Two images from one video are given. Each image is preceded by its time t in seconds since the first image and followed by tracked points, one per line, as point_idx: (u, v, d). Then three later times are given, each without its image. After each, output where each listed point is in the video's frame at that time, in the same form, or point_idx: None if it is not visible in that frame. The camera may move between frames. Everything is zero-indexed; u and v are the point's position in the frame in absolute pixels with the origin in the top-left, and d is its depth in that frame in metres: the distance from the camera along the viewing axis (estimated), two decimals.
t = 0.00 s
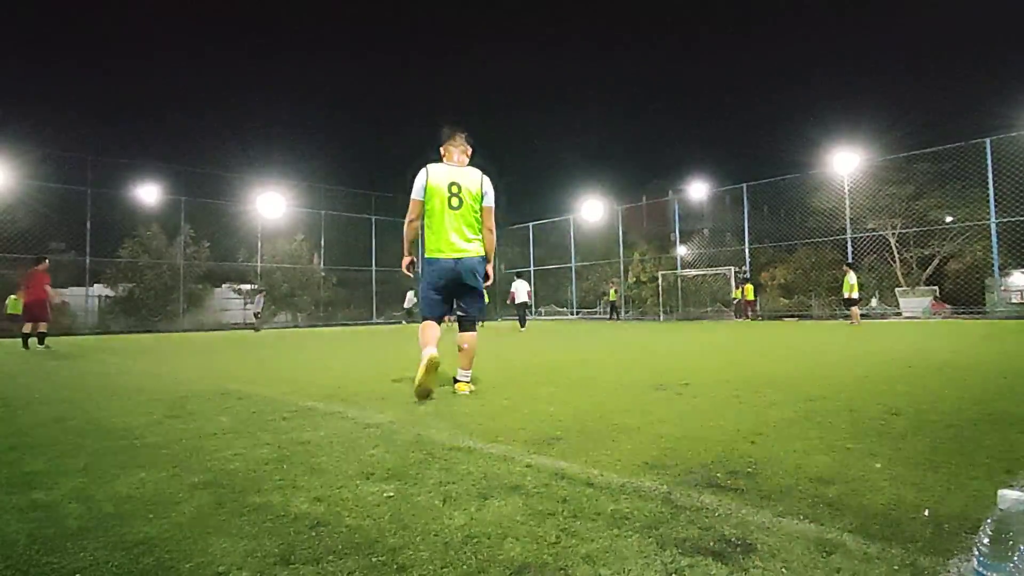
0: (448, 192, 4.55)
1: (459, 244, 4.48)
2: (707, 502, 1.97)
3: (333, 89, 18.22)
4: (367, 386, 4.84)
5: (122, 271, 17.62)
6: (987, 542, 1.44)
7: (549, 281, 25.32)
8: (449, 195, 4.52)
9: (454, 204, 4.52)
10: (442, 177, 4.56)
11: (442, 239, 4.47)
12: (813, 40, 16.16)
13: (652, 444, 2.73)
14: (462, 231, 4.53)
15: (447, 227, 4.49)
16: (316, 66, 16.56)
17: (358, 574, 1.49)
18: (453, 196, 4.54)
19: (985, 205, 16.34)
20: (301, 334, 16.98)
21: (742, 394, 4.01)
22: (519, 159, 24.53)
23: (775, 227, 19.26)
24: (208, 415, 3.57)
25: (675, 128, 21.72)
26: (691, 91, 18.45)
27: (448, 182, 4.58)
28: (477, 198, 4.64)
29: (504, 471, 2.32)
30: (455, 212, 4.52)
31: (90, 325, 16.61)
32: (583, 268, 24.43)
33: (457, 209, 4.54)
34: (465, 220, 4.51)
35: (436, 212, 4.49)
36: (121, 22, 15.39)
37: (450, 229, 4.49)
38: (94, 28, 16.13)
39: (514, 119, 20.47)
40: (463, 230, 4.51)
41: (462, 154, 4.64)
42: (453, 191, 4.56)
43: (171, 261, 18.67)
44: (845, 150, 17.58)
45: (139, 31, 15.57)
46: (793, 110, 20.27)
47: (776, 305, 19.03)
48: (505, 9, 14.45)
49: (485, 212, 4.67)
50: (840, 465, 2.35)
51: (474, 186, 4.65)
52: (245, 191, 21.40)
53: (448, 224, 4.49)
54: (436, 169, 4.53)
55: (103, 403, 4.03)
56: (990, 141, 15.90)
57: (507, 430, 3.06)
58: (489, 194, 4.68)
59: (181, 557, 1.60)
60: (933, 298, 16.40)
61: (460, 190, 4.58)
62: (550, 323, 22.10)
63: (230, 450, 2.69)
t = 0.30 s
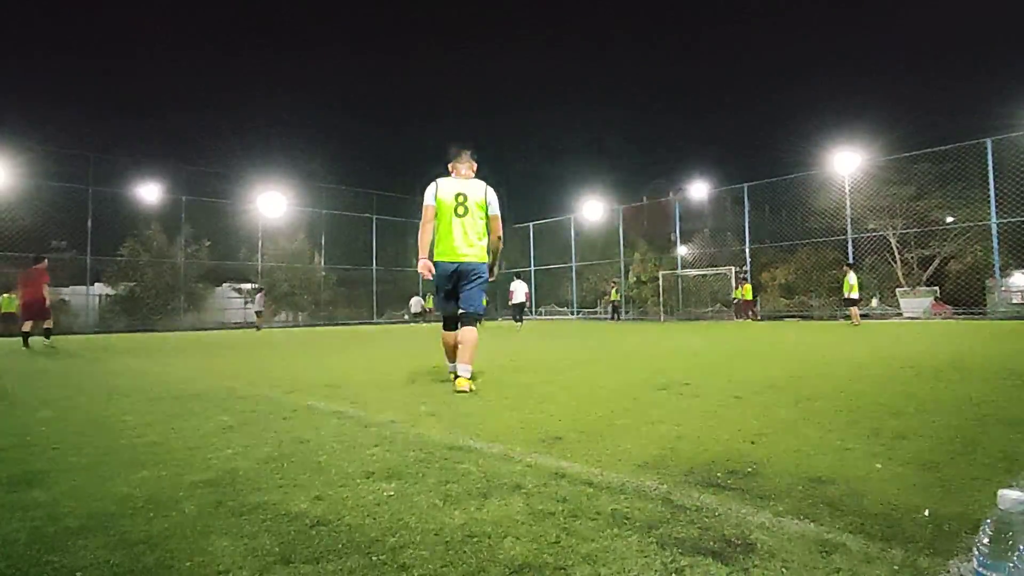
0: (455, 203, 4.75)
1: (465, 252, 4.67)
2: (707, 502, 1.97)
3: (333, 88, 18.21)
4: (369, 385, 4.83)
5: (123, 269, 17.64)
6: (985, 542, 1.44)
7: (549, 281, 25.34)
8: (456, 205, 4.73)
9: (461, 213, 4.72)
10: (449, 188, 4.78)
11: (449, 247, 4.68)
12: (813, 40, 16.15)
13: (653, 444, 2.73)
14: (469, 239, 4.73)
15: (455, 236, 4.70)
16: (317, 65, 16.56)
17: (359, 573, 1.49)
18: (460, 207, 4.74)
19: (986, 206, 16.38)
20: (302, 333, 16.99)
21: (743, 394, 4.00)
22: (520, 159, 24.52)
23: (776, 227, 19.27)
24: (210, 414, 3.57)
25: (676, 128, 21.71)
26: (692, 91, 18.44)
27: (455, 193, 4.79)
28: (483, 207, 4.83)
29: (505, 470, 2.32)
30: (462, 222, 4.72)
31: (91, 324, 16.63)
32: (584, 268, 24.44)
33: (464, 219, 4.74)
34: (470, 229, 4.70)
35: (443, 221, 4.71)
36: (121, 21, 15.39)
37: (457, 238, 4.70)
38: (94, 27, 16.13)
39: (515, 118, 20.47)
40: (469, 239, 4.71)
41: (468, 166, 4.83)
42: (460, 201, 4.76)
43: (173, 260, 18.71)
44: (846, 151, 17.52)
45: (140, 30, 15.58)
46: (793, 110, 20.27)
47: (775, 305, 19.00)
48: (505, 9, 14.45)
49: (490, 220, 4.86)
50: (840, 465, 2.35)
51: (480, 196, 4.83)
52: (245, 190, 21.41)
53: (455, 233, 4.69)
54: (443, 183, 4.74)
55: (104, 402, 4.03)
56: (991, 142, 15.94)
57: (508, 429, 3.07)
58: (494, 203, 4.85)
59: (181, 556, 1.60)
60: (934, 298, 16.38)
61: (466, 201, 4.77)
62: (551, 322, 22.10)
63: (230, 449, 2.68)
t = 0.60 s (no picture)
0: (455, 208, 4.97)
1: (461, 253, 4.83)
2: (707, 502, 1.97)
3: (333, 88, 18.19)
4: (369, 384, 4.82)
5: (124, 269, 17.68)
6: (987, 542, 1.43)
7: (549, 281, 25.39)
8: (455, 209, 4.95)
9: (458, 217, 4.92)
10: (450, 194, 5.02)
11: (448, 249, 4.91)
12: (814, 40, 16.12)
13: (653, 444, 2.73)
14: (468, 240, 4.89)
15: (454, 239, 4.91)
16: (317, 65, 16.55)
17: (359, 573, 1.48)
18: (458, 211, 4.95)
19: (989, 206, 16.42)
20: (303, 332, 17.01)
21: (743, 394, 3.99)
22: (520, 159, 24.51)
23: (776, 227, 19.21)
24: (210, 412, 3.57)
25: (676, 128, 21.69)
26: (692, 91, 18.43)
27: (456, 199, 5.01)
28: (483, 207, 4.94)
29: (505, 469, 2.32)
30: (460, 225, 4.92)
31: (91, 324, 16.66)
32: (584, 268, 24.47)
33: (463, 222, 4.93)
34: (466, 231, 4.86)
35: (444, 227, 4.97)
36: (122, 21, 15.37)
37: (455, 241, 4.90)
38: (94, 27, 16.11)
39: (515, 118, 20.46)
40: (467, 240, 4.87)
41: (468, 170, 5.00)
42: (459, 206, 4.96)
43: (174, 259, 18.76)
44: (847, 151, 17.23)
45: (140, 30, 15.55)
46: (793, 110, 20.26)
47: (776, 306, 19.22)
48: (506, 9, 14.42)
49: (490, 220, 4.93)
50: (839, 465, 2.35)
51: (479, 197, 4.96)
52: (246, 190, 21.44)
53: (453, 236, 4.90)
54: (443, 191, 5.01)
55: (104, 400, 4.03)
56: (992, 142, 15.68)
57: (507, 429, 3.06)
58: (490, 203, 4.91)
59: (180, 554, 1.60)
60: (935, 298, 16.37)
61: (464, 204, 4.95)
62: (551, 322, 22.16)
63: (229, 448, 2.68)
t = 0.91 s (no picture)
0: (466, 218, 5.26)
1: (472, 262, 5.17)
2: (709, 501, 1.96)
3: (334, 88, 18.18)
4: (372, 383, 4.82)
5: (124, 268, 17.67)
6: (987, 541, 1.43)
7: (550, 281, 25.40)
8: (466, 220, 5.24)
9: (469, 227, 5.22)
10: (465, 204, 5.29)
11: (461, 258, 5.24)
12: (815, 39, 16.09)
13: (654, 443, 2.73)
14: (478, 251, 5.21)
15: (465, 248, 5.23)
16: (317, 64, 16.53)
17: (360, 572, 1.49)
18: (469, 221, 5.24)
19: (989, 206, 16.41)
20: (304, 331, 17.01)
21: (744, 394, 3.97)
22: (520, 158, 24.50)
23: (778, 226, 19.20)
24: (211, 412, 3.56)
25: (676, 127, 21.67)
26: (692, 90, 18.41)
27: (468, 210, 5.28)
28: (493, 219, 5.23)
29: (505, 469, 2.32)
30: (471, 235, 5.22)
31: (92, 323, 16.62)
32: (585, 267, 24.46)
33: (474, 232, 5.23)
34: (476, 242, 5.17)
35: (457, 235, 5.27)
36: (122, 20, 15.35)
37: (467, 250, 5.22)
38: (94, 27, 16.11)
39: (516, 117, 20.42)
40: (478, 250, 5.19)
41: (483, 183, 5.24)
42: (470, 217, 5.25)
43: (174, 259, 18.75)
44: (848, 150, 17.14)
45: (139, 30, 15.53)
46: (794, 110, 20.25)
47: (777, 305, 18.87)
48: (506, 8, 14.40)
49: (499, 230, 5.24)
50: (840, 465, 2.34)
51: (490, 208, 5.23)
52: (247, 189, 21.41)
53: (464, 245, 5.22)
54: (456, 202, 5.30)
55: (103, 400, 4.02)
56: (993, 142, 15.61)
57: (509, 428, 3.06)
58: (500, 217, 5.18)
59: (183, 553, 1.60)
60: (935, 298, 16.35)
61: (475, 215, 5.24)
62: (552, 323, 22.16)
63: (230, 448, 2.67)
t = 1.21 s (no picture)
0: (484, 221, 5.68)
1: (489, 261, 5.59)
2: (709, 500, 1.97)
3: (333, 87, 18.17)
4: (372, 383, 4.84)
5: (124, 268, 17.68)
6: (986, 542, 1.43)
7: (550, 280, 25.40)
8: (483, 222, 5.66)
9: (485, 229, 5.64)
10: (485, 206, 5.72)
11: (479, 256, 5.67)
12: (814, 38, 16.07)
13: (654, 442, 2.73)
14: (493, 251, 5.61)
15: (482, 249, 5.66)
16: (316, 64, 16.53)
17: (361, 572, 1.49)
18: (486, 224, 5.66)
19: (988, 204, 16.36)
20: (304, 330, 17.02)
21: (744, 394, 3.96)
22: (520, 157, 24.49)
23: (778, 226, 19.31)
24: (211, 412, 3.57)
25: (676, 127, 21.67)
26: (692, 89, 18.41)
27: (486, 212, 5.70)
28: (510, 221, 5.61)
29: (505, 469, 2.32)
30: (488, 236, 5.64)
31: (91, 324, 16.71)
32: (585, 267, 24.44)
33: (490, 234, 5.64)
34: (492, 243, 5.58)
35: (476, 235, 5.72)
36: (121, 20, 15.33)
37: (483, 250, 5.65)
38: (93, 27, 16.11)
39: (515, 116, 20.41)
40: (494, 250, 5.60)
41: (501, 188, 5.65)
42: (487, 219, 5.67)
43: (174, 259, 18.75)
44: (847, 150, 17.37)
45: (138, 30, 15.51)
46: (793, 109, 20.23)
47: (777, 305, 19.04)
48: (506, 8, 14.40)
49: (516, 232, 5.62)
50: (840, 465, 2.33)
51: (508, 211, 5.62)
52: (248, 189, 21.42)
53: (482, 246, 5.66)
54: (475, 206, 5.75)
55: (103, 400, 4.02)
56: (991, 140, 15.80)
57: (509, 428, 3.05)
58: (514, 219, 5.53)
59: (183, 554, 1.60)
60: (935, 297, 16.35)
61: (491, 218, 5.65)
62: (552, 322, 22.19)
63: (230, 448, 2.67)
